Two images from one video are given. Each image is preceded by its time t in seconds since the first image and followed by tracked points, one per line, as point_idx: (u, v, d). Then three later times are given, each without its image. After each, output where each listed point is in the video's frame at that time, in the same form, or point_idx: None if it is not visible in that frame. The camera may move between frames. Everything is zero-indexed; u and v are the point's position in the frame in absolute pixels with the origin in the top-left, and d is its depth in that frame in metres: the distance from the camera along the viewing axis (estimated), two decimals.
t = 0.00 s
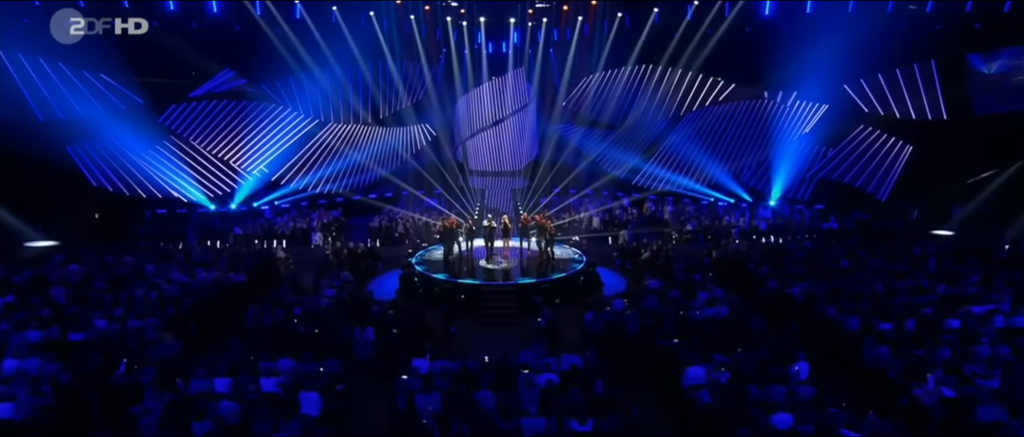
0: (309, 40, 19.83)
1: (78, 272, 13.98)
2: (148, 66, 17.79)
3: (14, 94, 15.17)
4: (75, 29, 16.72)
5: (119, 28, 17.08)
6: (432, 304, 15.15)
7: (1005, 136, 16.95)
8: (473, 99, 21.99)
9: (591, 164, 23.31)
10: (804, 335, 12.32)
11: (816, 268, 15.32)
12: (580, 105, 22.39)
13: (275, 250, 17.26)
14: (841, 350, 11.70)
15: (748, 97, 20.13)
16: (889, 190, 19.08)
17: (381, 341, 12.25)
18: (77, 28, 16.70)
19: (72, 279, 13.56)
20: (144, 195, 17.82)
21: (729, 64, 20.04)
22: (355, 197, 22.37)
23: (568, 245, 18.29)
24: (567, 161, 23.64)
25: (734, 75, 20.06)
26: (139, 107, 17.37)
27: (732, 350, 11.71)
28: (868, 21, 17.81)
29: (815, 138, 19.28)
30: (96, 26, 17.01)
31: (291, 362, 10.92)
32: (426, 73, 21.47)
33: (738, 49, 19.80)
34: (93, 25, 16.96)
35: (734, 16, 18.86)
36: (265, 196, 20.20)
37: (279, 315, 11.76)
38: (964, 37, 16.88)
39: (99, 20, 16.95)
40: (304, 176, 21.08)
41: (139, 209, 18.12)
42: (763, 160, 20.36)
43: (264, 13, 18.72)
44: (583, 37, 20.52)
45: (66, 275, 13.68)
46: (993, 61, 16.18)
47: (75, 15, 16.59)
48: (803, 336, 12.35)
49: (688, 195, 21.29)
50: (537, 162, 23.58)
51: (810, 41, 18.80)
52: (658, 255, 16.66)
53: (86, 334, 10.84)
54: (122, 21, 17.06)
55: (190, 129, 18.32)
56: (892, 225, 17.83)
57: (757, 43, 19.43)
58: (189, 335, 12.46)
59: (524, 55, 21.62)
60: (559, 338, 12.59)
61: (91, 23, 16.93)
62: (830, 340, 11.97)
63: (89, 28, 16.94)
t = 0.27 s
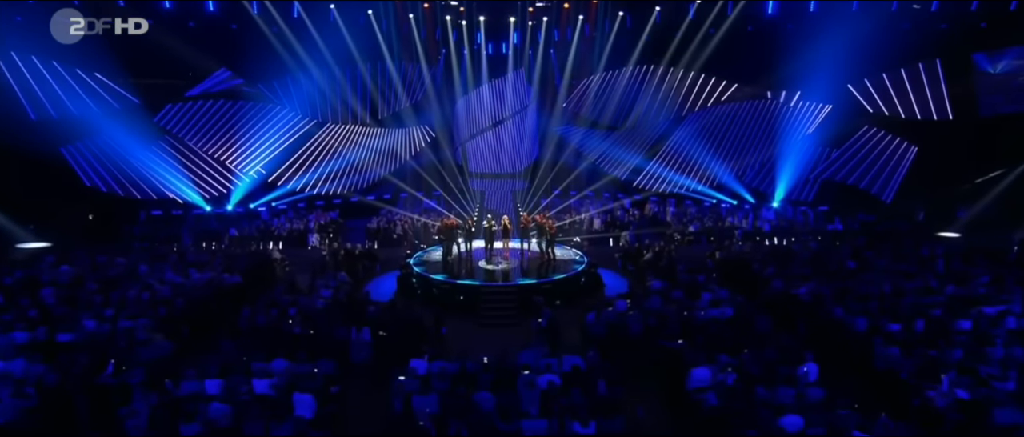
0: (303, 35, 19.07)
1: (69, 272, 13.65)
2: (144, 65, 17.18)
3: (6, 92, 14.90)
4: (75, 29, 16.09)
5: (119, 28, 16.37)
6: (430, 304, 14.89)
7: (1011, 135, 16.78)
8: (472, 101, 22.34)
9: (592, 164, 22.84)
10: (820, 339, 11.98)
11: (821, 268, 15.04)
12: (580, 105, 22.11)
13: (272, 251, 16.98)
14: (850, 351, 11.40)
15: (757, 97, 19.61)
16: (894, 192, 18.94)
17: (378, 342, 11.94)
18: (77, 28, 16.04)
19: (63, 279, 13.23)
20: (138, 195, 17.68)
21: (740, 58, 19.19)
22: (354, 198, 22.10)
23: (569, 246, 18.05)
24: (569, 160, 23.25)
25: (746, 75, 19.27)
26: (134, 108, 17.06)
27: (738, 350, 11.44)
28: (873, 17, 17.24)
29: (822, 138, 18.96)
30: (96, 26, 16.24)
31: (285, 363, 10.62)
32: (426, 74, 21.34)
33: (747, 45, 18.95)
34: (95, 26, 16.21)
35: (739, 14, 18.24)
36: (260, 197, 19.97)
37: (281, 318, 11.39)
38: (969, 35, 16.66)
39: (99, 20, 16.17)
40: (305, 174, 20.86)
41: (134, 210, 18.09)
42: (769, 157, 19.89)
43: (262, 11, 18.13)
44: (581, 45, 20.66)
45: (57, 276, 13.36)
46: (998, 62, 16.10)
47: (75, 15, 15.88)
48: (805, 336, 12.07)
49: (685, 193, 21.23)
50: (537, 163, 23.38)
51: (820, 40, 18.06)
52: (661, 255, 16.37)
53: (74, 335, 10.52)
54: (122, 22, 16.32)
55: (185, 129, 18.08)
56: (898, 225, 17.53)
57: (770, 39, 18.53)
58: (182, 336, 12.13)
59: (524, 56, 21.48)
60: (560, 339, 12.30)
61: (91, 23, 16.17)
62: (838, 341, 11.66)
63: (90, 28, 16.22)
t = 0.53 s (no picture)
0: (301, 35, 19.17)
1: (59, 274, 13.31)
2: (137, 65, 16.81)
3: None
4: (75, 29, 15.49)
5: (119, 28, 15.78)
6: (429, 307, 14.61)
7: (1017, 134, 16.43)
8: (472, 104, 22.59)
9: (593, 165, 22.32)
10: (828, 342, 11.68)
11: (828, 269, 14.69)
12: (580, 106, 22.02)
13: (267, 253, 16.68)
14: (860, 353, 11.03)
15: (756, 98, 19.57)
16: (900, 193, 18.39)
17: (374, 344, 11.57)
18: (77, 27, 15.44)
19: (52, 281, 12.88)
20: (132, 197, 17.36)
21: (743, 58, 19.27)
22: (351, 201, 21.62)
23: (571, 248, 17.75)
24: (570, 162, 22.73)
25: (744, 75, 19.38)
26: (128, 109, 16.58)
27: (746, 352, 11.10)
28: (881, 13, 17.14)
29: (826, 140, 18.43)
30: (96, 26, 15.64)
31: (278, 365, 10.11)
32: (424, 75, 21.54)
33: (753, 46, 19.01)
34: (94, 25, 15.59)
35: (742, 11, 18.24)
36: (256, 199, 19.42)
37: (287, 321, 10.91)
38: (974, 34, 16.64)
39: (99, 19, 15.57)
40: (302, 174, 20.21)
41: (128, 211, 17.82)
42: (775, 157, 19.33)
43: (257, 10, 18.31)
44: (581, 47, 20.88)
45: (46, 277, 13.01)
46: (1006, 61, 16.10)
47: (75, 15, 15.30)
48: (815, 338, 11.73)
49: (690, 194, 20.69)
50: (537, 165, 22.89)
51: (823, 41, 17.99)
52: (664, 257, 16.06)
53: (61, 337, 10.16)
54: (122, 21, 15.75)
55: (180, 129, 17.50)
56: (904, 226, 17.22)
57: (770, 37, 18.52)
58: (173, 339, 11.78)
59: (524, 57, 21.59)
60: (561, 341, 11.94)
61: (90, 22, 15.52)
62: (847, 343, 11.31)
63: (90, 28, 15.57)
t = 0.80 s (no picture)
0: (293, 32, 18.37)
1: (47, 275, 12.97)
2: (133, 65, 16.61)
3: None
4: (74, 29, 14.90)
5: (119, 28, 15.19)
6: (427, 309, 14.30)
7: None
8: (472, 107, 22.56)
9: (593, 165, 22.14)
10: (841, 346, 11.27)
11: (835, 270, 14.34)
12: (581, 108, 21.95)
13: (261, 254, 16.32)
14: (871, 356, 10.67)
15: (755, 98, 19.55)
16: (906, 195, 18.07)
17: (370, 346, 11.22)
18: (77, 28, 14.84)
19: (40, 283, 12.53)
20: (125, 198, 17.19)
21: (744, 57, 19.04)
22: (349, 203, 21.61)
23: (571, 249, 17.45)
24: (571, 163, 22.65)
25: (744, 74, 19.27)
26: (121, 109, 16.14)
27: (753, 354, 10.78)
28: (888, 10, 16.28)
29: (830, 141, 18.19)
30: (97, 26, 15.08)
31: (270, 368, 9.76)
32: (422, 75, 21.16)
33: (756, 42, 18.63)
34: (95, 26, 15.03)
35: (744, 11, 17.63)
36: (251, 201, 19.30)
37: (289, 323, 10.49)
38: (976, 37, 15.76)
39: (98, 19, 14.98)
40: (298, 174, 19.70)
41: (122, 212, 17.50)
42: (782, 159, 19.05)
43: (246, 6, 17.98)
44: (582, 46, 20.28)
45: (34, 279, 12.66)
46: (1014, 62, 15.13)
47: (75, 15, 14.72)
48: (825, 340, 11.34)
49: (694, 196, 20.24)
50: (538, 166, 22.75)
51: (831, 37, 17.45)
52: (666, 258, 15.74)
53: (45, 339, 9.82)
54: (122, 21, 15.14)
55: (174, 130, 17.17)
56: (912, 228, 16.90)
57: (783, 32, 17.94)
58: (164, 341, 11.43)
59: (524, 58, 21.16)
60: (562, 343, 11.59)
61: (92, 22, 14.98)
62: (857, 345, 10.96)
63: (90, 28, 15.02)
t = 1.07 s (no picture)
0: (297, 36, 18.29)
1: (34, 277, 12.57)
2: (124, 64, 16.30)
3: None
4: (74, 29, 15.37)
5: (119, 28, 15.86)
6: (424, 312, 13.94)
7: None
8: (470, 107, 22.10)
9: (594, 165, 22.09)
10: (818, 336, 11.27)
11: (842, 272, 13.97)
12: (582, 109, 21.37)
13: (255, 254, 16.07)
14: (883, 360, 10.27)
15: (762, 98, 19.00)
16: (914, 197, 17.44)
17: (365, 350, 10.82)
18: (77, 28, 15.35)
19: (26, 284, 12.14)
20: (117, 200, 16.67)
21: (743, 63, 18.71)
22: (346, 205, 22.05)
23: (573, 251, 17.09)
24: (572, 163, 22.68)
25: (751, 72, 18.60)
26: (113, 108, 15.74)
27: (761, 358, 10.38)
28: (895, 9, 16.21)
29: (835, 142, 17.67)
30: (97, 26, 15.67)
31: (260, 372, 9.41)
32: (422, 75, 20.67)
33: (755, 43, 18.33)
34: (96, 26, 15.65)
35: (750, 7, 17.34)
36: (244, 202, 19.36)
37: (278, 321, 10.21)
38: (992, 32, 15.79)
39: (99, 19, 15.59)
40: (293, 175, 19.89)
41: (112, 214, 16.89)
42: (791, 154, 18.44)
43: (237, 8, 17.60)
44: (584, 48, 19.90)
45: (20, 281, 12.27)
46: None
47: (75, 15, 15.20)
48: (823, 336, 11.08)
49: (698, 196, 20.04)
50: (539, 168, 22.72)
51: (829, 38, 17.31)
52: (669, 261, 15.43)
53: (27, 343, 9.42)
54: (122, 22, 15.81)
55: (167, 130, 16.82)
56: (920, 230, 16.53)
57: (773, 37, 18.04)
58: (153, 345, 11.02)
59: (524, 59, 20.76)
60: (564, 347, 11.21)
61: (92, 23, 15.58)
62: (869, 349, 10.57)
63: (90, 28, 15.59)
